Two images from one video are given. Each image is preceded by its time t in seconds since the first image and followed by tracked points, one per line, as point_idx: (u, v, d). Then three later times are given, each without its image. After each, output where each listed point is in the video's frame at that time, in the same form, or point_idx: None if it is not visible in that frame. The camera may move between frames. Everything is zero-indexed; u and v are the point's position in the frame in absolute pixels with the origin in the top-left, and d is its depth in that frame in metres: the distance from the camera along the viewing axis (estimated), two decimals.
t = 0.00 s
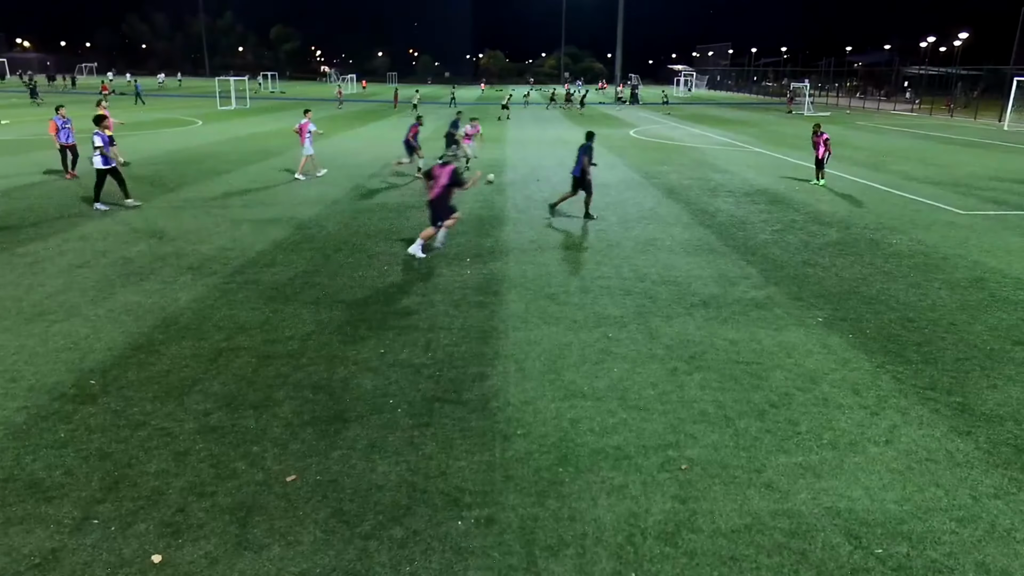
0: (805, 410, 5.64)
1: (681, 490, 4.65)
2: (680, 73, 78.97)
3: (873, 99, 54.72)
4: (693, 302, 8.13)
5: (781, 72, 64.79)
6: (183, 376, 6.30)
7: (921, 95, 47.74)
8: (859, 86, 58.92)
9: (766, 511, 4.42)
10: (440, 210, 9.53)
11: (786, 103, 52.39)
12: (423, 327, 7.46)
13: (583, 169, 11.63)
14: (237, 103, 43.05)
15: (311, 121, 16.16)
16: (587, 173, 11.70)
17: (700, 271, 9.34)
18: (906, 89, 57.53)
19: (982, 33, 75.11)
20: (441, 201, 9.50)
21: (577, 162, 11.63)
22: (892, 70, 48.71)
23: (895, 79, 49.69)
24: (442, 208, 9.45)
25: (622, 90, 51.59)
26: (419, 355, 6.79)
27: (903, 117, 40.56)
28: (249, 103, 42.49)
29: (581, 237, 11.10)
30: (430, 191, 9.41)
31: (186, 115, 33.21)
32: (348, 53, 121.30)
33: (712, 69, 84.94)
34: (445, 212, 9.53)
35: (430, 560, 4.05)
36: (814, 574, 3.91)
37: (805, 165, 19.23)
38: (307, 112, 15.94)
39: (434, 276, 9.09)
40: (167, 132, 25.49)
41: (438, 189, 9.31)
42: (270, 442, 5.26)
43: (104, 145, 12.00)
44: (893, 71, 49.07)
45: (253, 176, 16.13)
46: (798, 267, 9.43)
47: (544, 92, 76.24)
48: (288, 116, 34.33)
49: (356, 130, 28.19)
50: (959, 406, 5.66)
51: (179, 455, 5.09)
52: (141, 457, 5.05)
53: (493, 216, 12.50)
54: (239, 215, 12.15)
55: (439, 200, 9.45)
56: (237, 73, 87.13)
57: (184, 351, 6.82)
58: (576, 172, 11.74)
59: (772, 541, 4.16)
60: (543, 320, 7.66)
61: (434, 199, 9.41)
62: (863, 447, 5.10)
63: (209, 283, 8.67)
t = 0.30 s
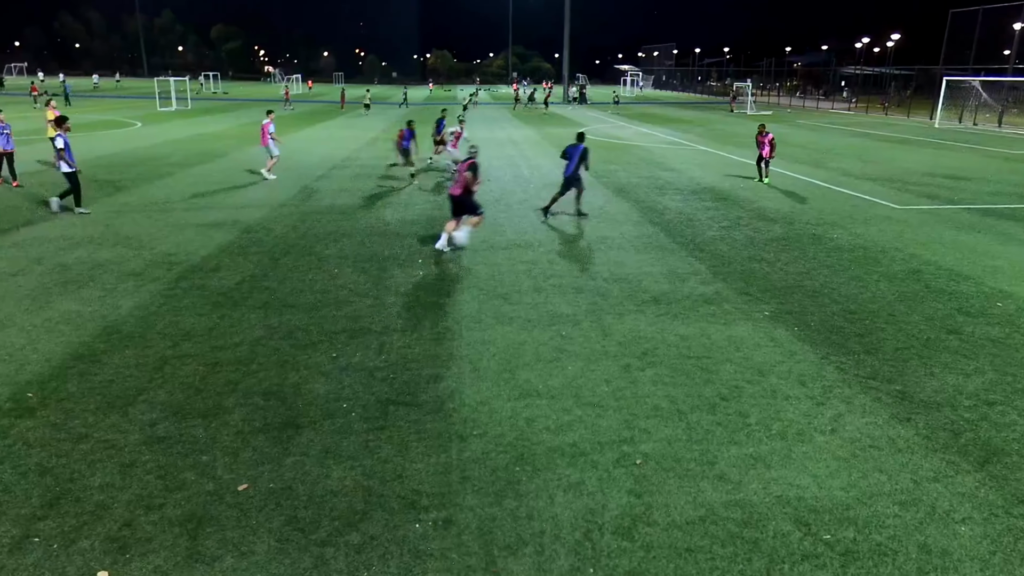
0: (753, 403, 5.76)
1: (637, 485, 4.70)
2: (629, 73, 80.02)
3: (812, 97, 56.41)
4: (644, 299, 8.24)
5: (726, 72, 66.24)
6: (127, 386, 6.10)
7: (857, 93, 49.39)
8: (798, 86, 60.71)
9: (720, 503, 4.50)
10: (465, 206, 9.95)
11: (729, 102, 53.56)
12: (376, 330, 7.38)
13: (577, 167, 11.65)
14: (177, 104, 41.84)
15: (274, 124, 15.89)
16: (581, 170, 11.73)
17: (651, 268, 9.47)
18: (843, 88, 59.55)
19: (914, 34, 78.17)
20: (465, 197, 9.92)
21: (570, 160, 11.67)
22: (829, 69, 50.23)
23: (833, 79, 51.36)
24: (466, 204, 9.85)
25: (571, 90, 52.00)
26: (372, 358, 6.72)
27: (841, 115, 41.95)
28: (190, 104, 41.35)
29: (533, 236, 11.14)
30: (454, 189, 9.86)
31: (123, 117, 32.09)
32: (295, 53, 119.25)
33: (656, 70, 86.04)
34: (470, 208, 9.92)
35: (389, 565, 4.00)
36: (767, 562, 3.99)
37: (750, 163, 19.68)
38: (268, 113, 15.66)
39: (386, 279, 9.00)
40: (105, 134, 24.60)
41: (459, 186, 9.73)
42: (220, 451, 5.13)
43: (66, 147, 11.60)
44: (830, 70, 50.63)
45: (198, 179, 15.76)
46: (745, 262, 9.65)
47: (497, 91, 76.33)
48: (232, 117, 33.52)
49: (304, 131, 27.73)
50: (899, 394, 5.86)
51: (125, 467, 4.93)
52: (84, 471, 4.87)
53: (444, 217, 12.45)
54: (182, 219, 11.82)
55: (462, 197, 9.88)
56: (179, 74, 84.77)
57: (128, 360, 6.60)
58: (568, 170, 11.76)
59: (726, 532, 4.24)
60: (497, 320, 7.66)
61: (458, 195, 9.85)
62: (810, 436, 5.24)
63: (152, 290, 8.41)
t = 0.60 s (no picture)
0: (701, 396, 5.87)
1: (591, 481, 4.73)
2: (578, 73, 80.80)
3: (752, 96, 57.83)
4: (593, 297, 8.32)
5: (670, 72, 67.42)
6: (64, 398, 5.87)
7: (794, 92, 50.84)
8: (739, 86, 62.32)
9: (672, 495, 4.56)
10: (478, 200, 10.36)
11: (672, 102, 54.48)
12: (325, 334, 7.28)
13: (566, 169, 11.67)
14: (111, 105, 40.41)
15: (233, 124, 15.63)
16: (571, 172, 11.76)
17: (600, 266, 9.57)
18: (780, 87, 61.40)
19: (848, 35, 80.95)
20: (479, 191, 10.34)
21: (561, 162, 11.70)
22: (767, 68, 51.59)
23: (771, 78, 52.85)
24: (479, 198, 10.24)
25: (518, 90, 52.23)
26: (322, 363, 6.61)
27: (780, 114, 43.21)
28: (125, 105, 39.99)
29: (482, 236, 11.14)
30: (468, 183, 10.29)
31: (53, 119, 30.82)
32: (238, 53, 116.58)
33: (603, 69, 87.04)
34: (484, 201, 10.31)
35: (343, 571, 3.94)
36: (719, 551, 4.05)
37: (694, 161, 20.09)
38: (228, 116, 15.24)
39: (334, 282, 8.88)
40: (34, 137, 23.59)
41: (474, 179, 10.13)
42: (165, 462, 4.98)
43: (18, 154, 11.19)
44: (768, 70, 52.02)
45: (136, 182, 15.28)
46: (691, 258, 9.83)
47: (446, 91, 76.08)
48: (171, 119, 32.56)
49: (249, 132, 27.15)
50: (840, 383, 6.05)
51: (64, 483, 4.74)
52: (20, 489, 4.67)
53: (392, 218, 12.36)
54: (118, 224, 11.42)
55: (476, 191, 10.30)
56: (114, 74, 81.84)
57: (65, 372, 6.35)
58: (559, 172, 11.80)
59: (679, 523, 4.29)
60: (448, 321, 7.63)
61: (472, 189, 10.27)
62: (757, 427, 5.36)
63: (88, 298, 8.10)
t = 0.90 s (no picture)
0: (653, 391, 5.96)
1: (546, 479, 4.73)
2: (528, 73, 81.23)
3: (697, 95, 58.96)
4: (546, 296, 8.36)
5: (618, 72, 68.26)
6: None
7: (737, 92, 52.04)
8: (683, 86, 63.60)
9: (626, 489, 4.59)
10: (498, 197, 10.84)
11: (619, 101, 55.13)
12: (274, 339, 7.14)
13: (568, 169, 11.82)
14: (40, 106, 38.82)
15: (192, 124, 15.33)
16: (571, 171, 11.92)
17: (551, 265, 9.63)
18: (723, 87, 62.94)
19: (786, 36, 83.48)
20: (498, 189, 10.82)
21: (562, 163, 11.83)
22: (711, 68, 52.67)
23: (714, 78, 54.13)
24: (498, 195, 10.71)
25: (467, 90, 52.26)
26: (271, 369, 6.48)
27: (724, 113, 44.24)
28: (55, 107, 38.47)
29: (433, 237, 11.12)
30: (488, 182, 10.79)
31: None
32: (179, 53, 113.45)
33: (546, 70, 87.34)
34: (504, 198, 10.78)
35: None
36: (674, 543, 4.08)
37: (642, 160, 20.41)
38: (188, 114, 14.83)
39: (282, 285, 8.73)
40: None
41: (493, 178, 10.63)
42: (108, 476, 4.81)
43: None
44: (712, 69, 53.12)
45: (72, 186, 14.76)
46: (640, 255, 9.99)
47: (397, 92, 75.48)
48: (107, 120, 31.47)
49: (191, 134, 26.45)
50: (786, 375, 6.22)
51: None
52: None
53: (341, 220, 12.22)
54: (51, 231, 10.99)
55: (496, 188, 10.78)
56: (46, 75, 78.64)
57: None
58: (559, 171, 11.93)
59: (634, 518, 4.31)
60: (401, 323, 7.56)
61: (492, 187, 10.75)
62: (708, 420, 5.45)
63: (22, 308, 7.78)
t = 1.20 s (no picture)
0: (608, 388, 6.02)
1: (504, 478, 4.73)
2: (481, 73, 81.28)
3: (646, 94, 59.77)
4: (500, 296, 8.36)
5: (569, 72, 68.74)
6: None
7: (684, 91, 52.87)
8: (632, 85, 64.49)
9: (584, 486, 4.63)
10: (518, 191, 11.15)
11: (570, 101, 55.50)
12: (224, 345, 6.99)
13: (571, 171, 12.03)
14: None
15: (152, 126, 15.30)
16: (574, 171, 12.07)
17: (504, 265, 9.65)
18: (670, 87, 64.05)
19: (731, 36, 85.42)
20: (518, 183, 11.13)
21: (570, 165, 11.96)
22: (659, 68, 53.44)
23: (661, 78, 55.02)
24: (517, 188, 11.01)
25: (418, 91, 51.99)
26: (222, 376, 6.33)
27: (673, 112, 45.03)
28: None
29: (386, 239, 11.04)
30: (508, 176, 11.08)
31: None
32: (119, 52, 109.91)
33: (498, 69, 87.24)
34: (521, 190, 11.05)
35: None
36: (632, 537, 4.11)
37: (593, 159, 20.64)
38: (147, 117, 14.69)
39: (231, 290, 8.55)
40: None
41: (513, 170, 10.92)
42: (51, 492, 4.64)
43: None
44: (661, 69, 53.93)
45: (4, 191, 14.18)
46: (592, 254, 10.09)
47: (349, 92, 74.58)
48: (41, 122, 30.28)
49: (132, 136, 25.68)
50: (736, 368, 6.35)
51: None
52: None
53: (291, 223, 12.02)
54: None
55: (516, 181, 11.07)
56: None
57: None
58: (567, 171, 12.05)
59: (592, 514, 4.34)
60: (355, 326, 7.47)
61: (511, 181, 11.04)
62: (662, 415, 5.53)
63: None
